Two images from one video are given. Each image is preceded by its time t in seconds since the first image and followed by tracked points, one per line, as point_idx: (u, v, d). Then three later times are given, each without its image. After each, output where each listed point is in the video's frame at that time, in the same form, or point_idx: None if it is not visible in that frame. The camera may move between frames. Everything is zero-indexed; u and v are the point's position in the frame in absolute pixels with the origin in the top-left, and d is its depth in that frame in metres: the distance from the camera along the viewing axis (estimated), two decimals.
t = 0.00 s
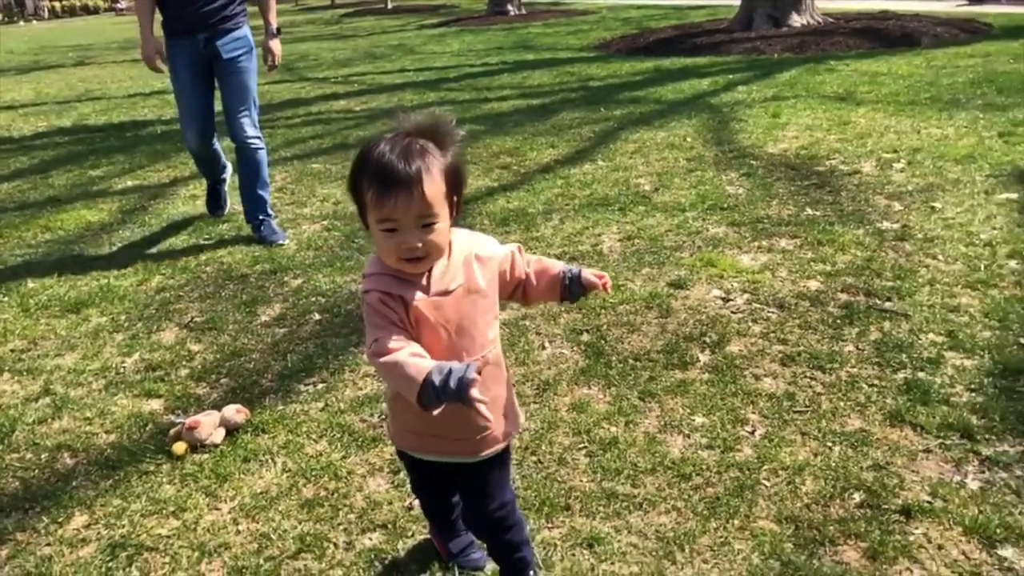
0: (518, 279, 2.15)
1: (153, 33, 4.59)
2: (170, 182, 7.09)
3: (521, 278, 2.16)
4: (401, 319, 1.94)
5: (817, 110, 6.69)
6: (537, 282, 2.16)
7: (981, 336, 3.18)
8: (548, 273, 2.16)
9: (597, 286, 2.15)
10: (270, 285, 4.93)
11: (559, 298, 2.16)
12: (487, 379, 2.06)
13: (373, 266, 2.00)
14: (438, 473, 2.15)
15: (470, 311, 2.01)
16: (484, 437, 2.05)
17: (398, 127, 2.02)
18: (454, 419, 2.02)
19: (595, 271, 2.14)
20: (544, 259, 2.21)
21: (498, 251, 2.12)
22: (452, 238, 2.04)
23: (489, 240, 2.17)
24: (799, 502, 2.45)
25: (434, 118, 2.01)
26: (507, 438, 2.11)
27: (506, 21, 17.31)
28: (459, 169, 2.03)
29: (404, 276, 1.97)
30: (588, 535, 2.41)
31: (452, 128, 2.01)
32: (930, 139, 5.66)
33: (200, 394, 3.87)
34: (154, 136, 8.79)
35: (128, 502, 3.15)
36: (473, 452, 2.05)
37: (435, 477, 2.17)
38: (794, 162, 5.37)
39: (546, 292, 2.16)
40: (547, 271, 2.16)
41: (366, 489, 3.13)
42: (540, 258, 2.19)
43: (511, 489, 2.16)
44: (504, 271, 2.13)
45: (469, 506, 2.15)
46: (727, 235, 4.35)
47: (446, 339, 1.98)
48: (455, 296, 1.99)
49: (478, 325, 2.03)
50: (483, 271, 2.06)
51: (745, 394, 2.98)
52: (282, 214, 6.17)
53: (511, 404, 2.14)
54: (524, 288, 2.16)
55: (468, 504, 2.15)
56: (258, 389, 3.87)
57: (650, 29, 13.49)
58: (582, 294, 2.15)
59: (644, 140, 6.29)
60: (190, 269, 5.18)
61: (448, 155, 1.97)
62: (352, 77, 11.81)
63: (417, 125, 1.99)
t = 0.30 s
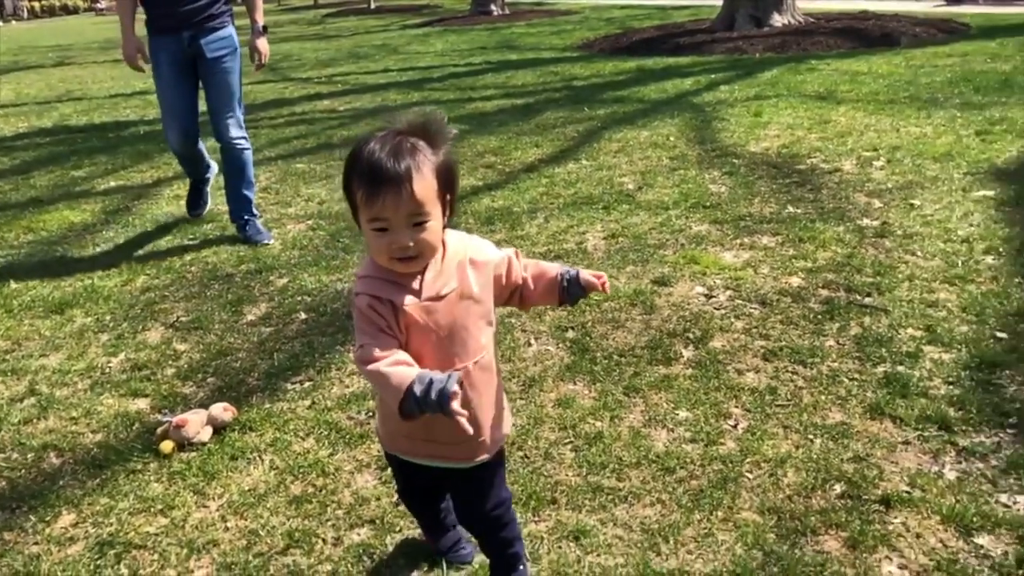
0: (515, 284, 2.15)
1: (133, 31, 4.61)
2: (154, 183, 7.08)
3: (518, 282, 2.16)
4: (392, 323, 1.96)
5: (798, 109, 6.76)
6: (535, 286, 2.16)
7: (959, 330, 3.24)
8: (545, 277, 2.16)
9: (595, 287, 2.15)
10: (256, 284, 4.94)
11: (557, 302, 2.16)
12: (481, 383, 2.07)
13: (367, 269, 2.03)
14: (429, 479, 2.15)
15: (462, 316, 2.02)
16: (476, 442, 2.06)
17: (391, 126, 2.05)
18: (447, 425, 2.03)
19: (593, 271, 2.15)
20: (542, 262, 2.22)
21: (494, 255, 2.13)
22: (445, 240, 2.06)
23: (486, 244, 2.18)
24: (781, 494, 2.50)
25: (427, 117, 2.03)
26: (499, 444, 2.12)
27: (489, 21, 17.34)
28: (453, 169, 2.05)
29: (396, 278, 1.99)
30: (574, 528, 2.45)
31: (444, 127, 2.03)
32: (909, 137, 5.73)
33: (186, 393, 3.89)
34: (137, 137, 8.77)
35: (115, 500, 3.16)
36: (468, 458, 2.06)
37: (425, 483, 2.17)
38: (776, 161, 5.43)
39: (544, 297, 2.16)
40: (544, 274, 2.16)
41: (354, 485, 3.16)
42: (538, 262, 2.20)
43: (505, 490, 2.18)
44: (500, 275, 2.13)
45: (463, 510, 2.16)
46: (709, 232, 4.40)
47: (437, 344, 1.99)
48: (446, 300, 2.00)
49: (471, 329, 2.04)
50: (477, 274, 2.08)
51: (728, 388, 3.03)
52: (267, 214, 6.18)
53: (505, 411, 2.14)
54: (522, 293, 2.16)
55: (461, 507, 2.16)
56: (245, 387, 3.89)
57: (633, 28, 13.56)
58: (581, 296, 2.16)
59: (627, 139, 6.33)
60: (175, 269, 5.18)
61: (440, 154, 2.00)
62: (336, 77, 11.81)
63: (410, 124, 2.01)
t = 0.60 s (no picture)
0: (508, 290, 2.13)
1: (110, 31, 4.61)
2: (133, 183, 7.06)
3: (512, 287, 2.14)
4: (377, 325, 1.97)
5: (776, 108, 6.83)
6: (530, 293, 2.13)
7: (933, 324, 3.30)
8: (540, 283, 2.14)
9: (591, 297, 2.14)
10: (238, 284, 4.95)
11: (551, 311, 2.13)
12: (468, 387, 2.07)
13: (355, 268, 2.04)
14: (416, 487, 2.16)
15: (450, 318, 2.03)
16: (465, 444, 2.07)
17: (382, 126, 2.07)
18: (435, 427, 2.05)
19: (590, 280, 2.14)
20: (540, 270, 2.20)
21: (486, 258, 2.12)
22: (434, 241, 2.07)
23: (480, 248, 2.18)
24: (761, 485, 2.54)
25: (417, 116, 2.05)
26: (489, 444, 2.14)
27: (470, 21, 17.36)
28: (443, 170, 2.07)
29: (382, 279, 2.01)
30: (557, 521, 2.48)
31: (435, 127, 2.05)
32: (885, 135, 5.81)
33: (170, 393, 3.89)
34: (116, 137, 8.74)
35: (99, 500, 3.17)
36: (454, 458, 2.08)
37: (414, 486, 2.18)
38: (754, 159, 5.49)
39: (538, 304, 2.13)
40: (540, 280, 2.14)
41: (339, 482, 3.18)
42: (535, 269, 2.18)
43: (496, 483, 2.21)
44: (492, 278, 2.12)
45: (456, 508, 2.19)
46: (689, 230, 4.44)
47: (423, 347, 2.01)
48: (433, 302, 2.02)
49: (458, 332, 2.05)
50: (466, 276, 2.08)
51: (707, 383, 3.07)
52: (248, 214, 6.18)
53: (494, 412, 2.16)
54: (515, 298, 2.14)
55: (453, 506, 2.19)
56: (228, 386, 3.90)
57: (613, 29, 13.62)
58: (576, 306, 2.14)
59: (607, 138, 6.38)
60: (156, 270, 5.18)
61: (430, 154, 2.02)
62: (316, 77, 11.80)
63: (400, 124, 2.03)
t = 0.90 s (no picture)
0: (499, 295, 2.10)
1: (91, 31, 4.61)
2: (115, 184, 7.05)
3: (504, 293, 2.10)
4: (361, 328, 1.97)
5: (757, 107, 6.89)
6: (521, 300, 2.09)
7: (910, 319, 3.35)
8: (532, 293, 2.09)
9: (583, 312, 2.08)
10: (222, 284, 4.96)
11: (541, 320, 2.08)
12: (454, 390, 2.07)
13: (343, 267, 2.02)
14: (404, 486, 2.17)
15: (435, 321, 2.03)
16: (450, 445, 2.08)
17: (373, 124, 2.03)
18: (421, 429, 2.05)
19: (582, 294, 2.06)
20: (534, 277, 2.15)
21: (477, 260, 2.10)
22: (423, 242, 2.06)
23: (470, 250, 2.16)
24: (742, 478, 2.58)
25: (409, 115, 2.02)
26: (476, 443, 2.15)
27: (452, 21, 17.39)
28: (435, 171, 2.04)
29: (368, 280, 2.00)
30: (542, 515, 2.52)
31: (427, 127, 2.02)
32: (863, 134, 5.88)
33: (154, 392, 3.90)
34: (96, 138, 8.71)
35: (85, 499, 3.18)
36: (441, 459, 2.09)
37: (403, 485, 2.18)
38: (735, 158, 5.54)
39: (528, 312, 2.09)
40: (532, 290, 2.09)
41: (325, 479, 3.20)
42: (529, 276, 2.13)
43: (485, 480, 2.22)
44: (483, 282, 2.10)
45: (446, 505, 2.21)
46: (671, 228, 4.49)
47: (407, 351, 2.01)
48: (418, 304, 2.01)
49: (444, 335, 2.04)
50: (453, 278, 2.07)
51: (689, 378, 3.12)
52: (231, 214, 6.19)
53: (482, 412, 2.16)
54: (504, 304, 2.10)
55: (443, 502, 2.21)
56: (213, 386, 3.91)
57: (594, 29, 13.67)
58: (567, 319, 2.07)
59: (590, 138, 6.42)
60: (139, 271, 5.18)
61: (423, 155, 1.98)
62: (298, 77, 11.79)
63: (392, 123, 2.00)
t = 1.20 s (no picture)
0: (485, 302, 2.10)
1: (68, 31, 4.60)
2: (93, 186, 7.02)
3: (490, 301, 2.10)
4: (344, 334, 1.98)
5: (734, 107, 6.96)
6: (507, 309, 2.08)
7: (885, 314, 3.41)
8: (518, 303, 2.08)
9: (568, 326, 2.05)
10: (203, 285, 4.96)
11: (524, 331, 2.08)
12: (439, 395, 2.08)
13: (328, 271, 2.03)
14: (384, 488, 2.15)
15: (420, 325, 2.03)
16: (434, 451, 2.09)
17: (359, 127, 2.05)
18: (405, 434, 2.06)
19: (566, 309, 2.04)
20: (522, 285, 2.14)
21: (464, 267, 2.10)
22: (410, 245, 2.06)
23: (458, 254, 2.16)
24: (721, 471, 2.63)
25: (395, 119, 2.04)
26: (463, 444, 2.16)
27: (432, 22, 17.41)
28: (422, 174, 2.05)
29: (352, 285, 2.00)
30: (525, 510, 2.55)
31: (413, 131, 2.04)
32: (839, 133, 5.96)
33: (137, 393, 3.91)
34: (74, 140, 8.66)
35: (69, 500, 3.18)
36: (424, 465, 2.10)
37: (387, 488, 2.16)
38: (713, 157, 5.60)
39: (513, 321, 2.08)
40: (518, 300, 2.09)
41: (310, 477, 3.22)
42: (517, 285, 2.13)
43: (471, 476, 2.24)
44: (469, 289, 2.10)
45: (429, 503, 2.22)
46: (650, 227, 4.54)
47: (391, 355, 2.02)
48: (403, 309, 2.01)
49: (429, 339, 2.05)
50: (439, 283, 2.07)
51: (669, 374, 3.16)
52: (212, 215, 6.19)
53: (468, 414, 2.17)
54: (491, 312, 2.10)
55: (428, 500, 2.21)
56: (196, 386, 3.92)
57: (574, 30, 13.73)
58: (551, 333, 2.06)
59: (570, 138, 6.46)
60: (120, 272, 5.17)
61: (409, 158, 2.00)
62: (277, 78, 11.77)
63: (379, 126, 2.02)
